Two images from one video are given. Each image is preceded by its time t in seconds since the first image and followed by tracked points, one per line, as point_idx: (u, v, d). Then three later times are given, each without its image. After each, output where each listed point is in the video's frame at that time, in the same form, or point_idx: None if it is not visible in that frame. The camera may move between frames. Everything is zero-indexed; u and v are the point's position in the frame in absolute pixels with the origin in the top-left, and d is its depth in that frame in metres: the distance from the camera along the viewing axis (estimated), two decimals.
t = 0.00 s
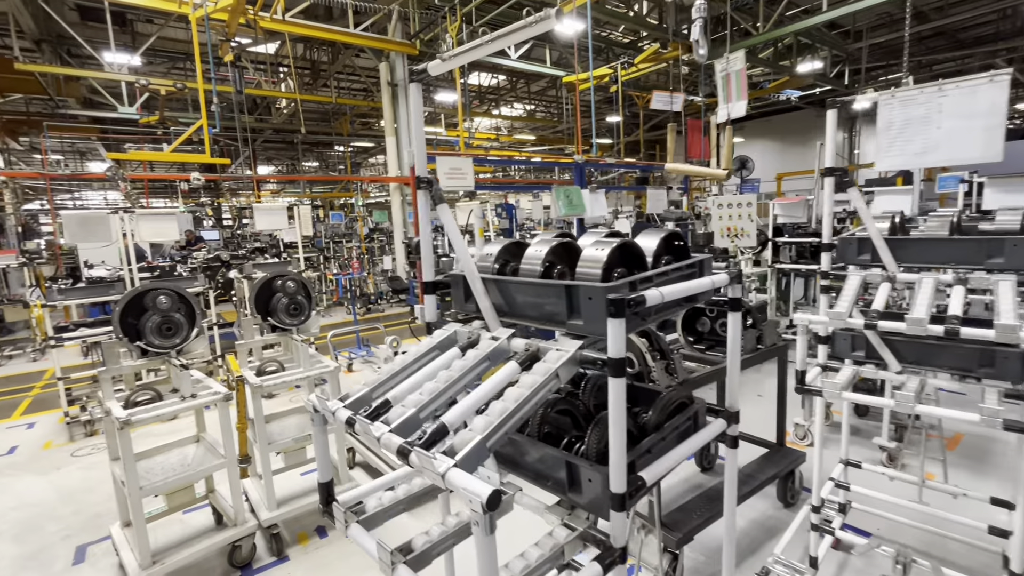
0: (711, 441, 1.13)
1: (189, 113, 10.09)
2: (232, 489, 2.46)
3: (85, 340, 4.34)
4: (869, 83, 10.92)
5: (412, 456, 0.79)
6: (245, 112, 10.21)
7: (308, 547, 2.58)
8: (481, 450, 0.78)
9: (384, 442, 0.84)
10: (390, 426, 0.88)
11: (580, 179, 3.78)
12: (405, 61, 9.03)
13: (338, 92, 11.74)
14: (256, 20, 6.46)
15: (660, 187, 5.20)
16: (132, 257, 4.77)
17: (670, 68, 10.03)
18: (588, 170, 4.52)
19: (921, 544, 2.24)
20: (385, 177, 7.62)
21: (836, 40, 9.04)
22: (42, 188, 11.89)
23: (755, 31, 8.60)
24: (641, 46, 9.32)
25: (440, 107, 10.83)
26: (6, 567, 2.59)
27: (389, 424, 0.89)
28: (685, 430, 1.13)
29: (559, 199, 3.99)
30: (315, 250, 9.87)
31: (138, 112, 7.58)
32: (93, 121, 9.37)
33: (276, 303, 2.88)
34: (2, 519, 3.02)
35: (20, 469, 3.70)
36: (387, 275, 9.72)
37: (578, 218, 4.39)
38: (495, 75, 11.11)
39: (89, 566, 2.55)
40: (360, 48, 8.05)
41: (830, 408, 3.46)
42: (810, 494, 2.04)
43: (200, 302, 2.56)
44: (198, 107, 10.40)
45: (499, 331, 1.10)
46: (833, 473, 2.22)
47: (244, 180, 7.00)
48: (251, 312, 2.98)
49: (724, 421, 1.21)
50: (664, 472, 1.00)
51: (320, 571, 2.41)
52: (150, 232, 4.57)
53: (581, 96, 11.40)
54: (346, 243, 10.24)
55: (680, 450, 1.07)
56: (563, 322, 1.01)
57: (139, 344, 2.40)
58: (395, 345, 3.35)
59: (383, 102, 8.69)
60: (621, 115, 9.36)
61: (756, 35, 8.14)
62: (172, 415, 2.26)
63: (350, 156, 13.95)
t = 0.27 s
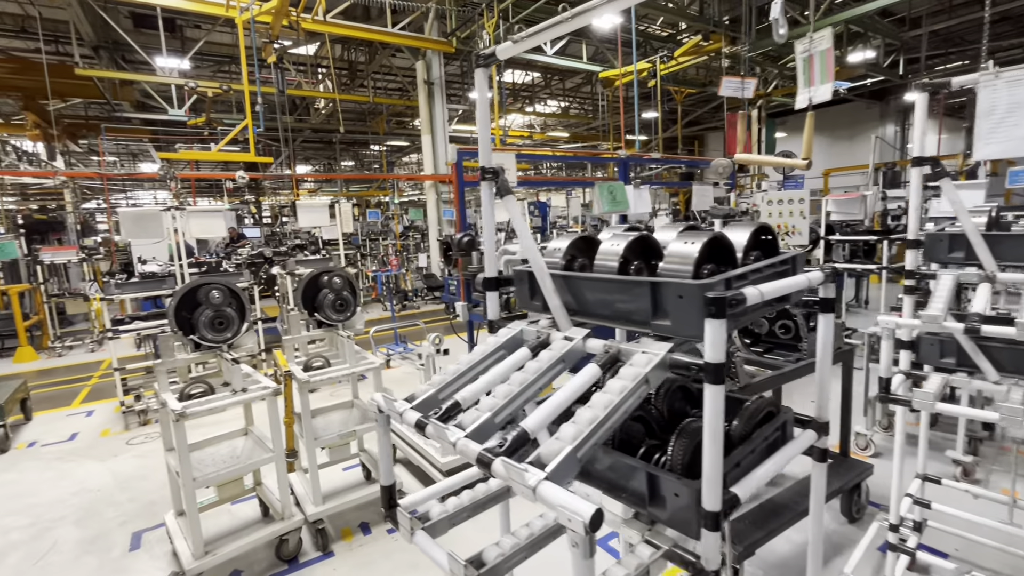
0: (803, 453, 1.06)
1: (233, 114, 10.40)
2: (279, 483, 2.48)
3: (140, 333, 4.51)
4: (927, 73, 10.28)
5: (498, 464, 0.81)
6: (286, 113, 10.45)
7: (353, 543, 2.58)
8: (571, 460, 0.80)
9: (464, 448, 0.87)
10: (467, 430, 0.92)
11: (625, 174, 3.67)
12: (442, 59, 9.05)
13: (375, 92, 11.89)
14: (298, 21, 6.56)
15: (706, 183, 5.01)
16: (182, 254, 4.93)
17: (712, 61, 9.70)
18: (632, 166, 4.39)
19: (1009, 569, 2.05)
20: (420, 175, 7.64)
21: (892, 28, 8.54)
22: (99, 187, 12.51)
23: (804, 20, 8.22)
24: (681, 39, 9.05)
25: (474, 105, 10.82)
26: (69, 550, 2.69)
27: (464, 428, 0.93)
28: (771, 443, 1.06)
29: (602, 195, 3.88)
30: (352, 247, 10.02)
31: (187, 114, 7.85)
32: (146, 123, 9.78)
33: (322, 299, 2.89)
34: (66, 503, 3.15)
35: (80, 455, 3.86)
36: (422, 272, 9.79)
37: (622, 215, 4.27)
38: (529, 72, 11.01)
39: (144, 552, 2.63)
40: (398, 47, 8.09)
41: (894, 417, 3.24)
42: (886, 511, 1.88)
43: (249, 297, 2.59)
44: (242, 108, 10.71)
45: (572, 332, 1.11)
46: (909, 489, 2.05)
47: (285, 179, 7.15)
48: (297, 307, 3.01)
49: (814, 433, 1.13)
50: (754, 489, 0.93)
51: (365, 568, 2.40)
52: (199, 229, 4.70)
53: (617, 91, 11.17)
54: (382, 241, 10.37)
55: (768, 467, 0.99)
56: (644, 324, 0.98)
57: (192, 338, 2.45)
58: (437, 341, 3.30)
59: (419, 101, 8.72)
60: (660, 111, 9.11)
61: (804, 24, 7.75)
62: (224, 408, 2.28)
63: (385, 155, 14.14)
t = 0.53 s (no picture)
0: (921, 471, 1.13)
1: (269, 114, 10.60)
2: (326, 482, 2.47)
3: (185, 329, 4.62)
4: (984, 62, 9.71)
5: (622, 483, 0.79)
6: (320, 113, 10.60)
7: (397, 544, 2.56)
8: (700, 483, 0.78)
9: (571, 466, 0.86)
10: (569, 446, 0.91)
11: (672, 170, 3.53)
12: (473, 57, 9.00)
13: (406, 91, 11.95)
14: (334, 22, 6.60)
15: (751, 181, 4.84)
16: (225, 251, 5.03)
17: (750, 54, 9.38)
18: (676, 163, 4.26)
19: None
20: (451, 173, 7.62)
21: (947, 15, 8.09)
22: (142, 187, 12.96)
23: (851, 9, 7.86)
24: (719, 32, 8.77)
25: (504, 103, 10.75)
26: (124, 540, 2.76)
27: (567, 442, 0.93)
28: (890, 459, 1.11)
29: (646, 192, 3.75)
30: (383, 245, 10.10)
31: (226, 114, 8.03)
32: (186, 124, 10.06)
33: (369, 297, 2.89)
34: (119, 494, 3.25)
35: (131, 447, 3.98)
36: (452, 270, 9.80)
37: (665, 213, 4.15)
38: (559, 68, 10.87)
39: (195, 545, 2.67)
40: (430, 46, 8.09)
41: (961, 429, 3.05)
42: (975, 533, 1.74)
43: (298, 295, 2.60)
44: (277, 109, 10.91)
45: (669, 339, 1.12)
46: (997, 509, 1.90)
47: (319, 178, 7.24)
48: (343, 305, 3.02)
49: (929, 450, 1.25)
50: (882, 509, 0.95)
51: (411, 569, 2.37)
52: (242, 227, 4.78)
53: (650, 87, 10.93)
54: (413, 239, 10.43)
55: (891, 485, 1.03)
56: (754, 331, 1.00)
57: (243, 335, 2.47)
58: (479, 341, 3.28)
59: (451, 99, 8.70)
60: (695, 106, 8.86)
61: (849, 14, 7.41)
62: (275, 406, 2.29)
63: (415, 154, 14.21)
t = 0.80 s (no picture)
0: None
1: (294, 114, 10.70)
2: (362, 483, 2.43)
3: (217, 325, 4.67)
4: None
5: (752, 513, 0.71)
6: (343, 112, 10.65)
7: (433, 547, 2.52)
8: (842, 516, 0.69)
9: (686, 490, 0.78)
10: (674, 465, 0.83)
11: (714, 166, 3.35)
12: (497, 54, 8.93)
13: (429, 90, 11.94)
14: (360, 20, 6.58)
15: (790, 177, 4.66)
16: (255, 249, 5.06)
17: (782, 48, 9.09)
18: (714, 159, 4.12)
19: None
20: (476, 171, 7.55)
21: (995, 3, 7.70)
22: (173, 186, 13.23)
23: None
24: (750, 25, 8.51)
25: (527, 100, 10.64)
26: (162, 535, 2.77)
27: (669, 460, 0.85)
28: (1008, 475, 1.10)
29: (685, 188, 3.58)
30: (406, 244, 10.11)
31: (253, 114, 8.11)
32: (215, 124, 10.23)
33: (404, 295, 2.85)
34: (156, 488, 3.28)
35: (166, 441, 4.03)
36: (476, 269, 9.74)
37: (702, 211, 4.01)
38: (582, 65, 10.72)
39: (231, 542, 2.67)
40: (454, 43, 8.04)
41: None
42: None
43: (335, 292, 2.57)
44: (302, 108, 11.01)
45: (767, 344, 1.06)
46: None
47: (344, 177, 7.25)
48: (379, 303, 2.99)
49: None
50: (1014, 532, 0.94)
51: (448, 574, 2.32)
52: (272, 225, 4.80)
53: (675, 83, 10.69)
54: (435, 238, 10.42)
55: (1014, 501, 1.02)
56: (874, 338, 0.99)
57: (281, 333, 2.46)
58: (512, 339, 3.23)
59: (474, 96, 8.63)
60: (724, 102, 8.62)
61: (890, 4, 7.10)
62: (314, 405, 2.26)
63: (436, 152, 14.21)
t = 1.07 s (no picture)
0: None
1: (312, 113, 10.72)
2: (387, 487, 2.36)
3: (237, 323, 4.65)
4: None
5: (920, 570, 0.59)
6: (360, 110, 10.63)
7: (459, 554, 2.43)
8: None
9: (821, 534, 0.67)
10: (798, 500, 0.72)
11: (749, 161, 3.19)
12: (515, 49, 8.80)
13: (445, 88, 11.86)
14: (378, 17, 6.51)
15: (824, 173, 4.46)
16: (275, 247, 5.03)
17: (808, 41, 8.84)
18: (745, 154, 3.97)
19: None
20: (494, 168, 7.45)
21: None
22: (193, 184, 13.35)
23: None
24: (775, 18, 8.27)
25: (544, 97, 10.51)
26: (184, 536, 2.73)
27: (787, 492, 0.74)
28: None
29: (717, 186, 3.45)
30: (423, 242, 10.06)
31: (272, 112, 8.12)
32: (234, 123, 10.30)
33: (430, 294, 2.76)
34: (177, 487, 3.24)
35: (186, 439, 4.01)
36: (493, 267, 9.64)
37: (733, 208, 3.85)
38: (600, 61, 10.54)
39: (252, 545, 2.61)
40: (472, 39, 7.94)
41: None
42: None
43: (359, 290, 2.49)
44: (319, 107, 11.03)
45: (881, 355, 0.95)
46: None
47: (362, 175, 7.21)
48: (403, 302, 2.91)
49: None
50: None
51: None
52: (292, 222, 4.75)
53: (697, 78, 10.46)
54: (452, 236, 10.34)
55: None
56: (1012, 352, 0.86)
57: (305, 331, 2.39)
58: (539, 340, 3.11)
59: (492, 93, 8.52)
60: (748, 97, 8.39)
61: None
62: (339, 407, 2.18)
63: (452, 150, 14.13)
